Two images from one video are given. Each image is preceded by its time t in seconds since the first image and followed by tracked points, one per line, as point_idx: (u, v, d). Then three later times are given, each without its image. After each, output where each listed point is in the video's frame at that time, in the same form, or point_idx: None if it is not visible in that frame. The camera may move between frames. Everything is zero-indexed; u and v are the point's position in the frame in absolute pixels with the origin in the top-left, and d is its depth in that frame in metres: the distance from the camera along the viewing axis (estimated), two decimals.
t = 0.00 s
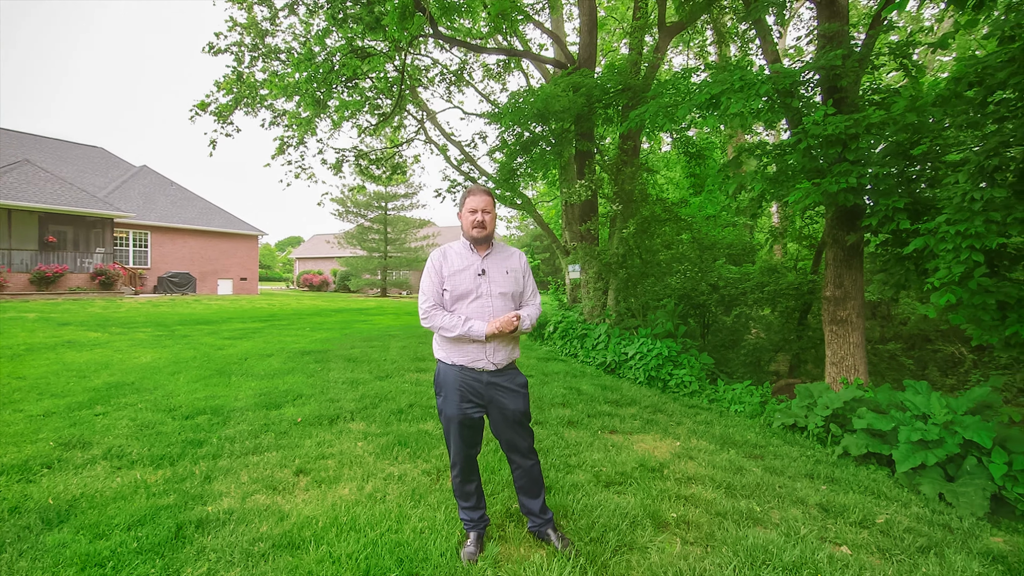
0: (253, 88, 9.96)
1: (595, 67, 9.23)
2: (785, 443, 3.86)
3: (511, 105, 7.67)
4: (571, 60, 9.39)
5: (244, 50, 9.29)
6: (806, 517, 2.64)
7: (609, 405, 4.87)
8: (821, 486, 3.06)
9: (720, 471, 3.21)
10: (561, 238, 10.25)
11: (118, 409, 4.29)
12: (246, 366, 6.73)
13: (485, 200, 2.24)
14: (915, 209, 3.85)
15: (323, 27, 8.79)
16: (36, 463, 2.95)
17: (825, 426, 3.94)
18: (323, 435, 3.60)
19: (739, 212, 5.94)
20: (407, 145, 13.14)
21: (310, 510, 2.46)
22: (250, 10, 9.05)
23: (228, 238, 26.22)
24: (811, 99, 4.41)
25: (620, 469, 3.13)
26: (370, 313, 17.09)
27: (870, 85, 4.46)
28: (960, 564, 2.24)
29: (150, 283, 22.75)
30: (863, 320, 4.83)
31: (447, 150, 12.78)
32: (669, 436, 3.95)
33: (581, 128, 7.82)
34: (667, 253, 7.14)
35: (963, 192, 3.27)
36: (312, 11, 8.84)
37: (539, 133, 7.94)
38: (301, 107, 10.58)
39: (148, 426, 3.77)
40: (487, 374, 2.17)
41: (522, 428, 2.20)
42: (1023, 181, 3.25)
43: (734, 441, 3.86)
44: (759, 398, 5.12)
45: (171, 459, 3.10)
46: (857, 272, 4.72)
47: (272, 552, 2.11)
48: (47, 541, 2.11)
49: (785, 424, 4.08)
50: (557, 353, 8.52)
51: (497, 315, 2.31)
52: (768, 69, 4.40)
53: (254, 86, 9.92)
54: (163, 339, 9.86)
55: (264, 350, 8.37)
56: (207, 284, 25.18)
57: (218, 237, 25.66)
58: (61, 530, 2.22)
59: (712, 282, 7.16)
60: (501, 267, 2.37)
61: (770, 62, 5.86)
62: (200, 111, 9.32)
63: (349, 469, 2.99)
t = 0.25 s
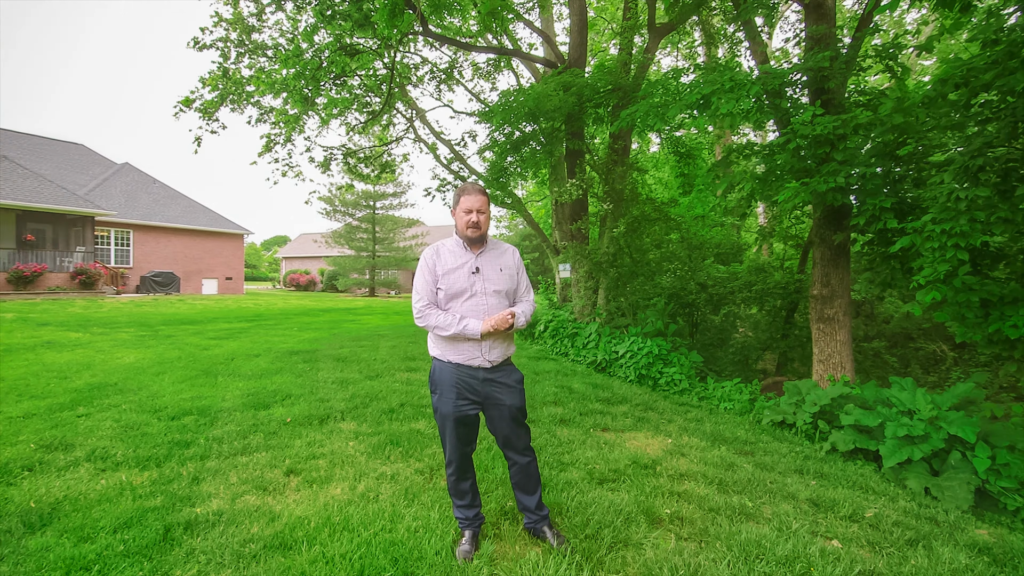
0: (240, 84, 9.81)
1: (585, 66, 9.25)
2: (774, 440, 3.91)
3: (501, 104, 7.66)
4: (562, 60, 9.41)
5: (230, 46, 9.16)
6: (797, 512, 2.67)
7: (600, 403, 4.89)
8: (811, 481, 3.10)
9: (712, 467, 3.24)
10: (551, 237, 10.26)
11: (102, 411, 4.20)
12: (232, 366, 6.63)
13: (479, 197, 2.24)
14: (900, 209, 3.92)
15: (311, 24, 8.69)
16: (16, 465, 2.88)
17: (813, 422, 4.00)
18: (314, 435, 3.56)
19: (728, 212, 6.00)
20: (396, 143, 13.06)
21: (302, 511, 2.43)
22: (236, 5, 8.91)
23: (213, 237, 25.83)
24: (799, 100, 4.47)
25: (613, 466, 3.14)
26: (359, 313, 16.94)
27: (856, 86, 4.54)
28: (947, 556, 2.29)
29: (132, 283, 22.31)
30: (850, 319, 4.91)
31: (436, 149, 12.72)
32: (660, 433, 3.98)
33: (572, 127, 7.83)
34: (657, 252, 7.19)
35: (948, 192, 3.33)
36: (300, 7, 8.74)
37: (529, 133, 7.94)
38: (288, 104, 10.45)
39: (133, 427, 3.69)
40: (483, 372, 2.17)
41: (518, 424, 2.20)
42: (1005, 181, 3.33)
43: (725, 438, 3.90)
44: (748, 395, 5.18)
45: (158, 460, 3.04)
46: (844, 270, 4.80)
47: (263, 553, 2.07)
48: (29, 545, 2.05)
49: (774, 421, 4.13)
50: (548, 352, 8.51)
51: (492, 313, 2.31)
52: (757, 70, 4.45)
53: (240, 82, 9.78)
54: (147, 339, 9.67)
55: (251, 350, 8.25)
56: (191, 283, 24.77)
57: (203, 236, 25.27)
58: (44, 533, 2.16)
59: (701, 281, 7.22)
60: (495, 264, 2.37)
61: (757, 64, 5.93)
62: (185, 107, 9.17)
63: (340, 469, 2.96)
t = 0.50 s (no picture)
0: (224, 80, 9.65)
1: (575, 65, 9.27)
2: (764, 436, 3.96)
3: (491, 103, 7.64)
4: (551, 59, 9.41)
5: (214, 41, 8.99)
6: (787, 506, 2.71)
7: (591, 401, 4.91)
8: (800, 476, 3.15)
9: (703, 463, 3.27)
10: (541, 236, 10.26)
11: (83, 412, 4.10)
12: (217, 366, 6.51)
13: (474, 193, 2.24)
14: (885, 208, 4.00)
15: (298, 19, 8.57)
16: None
17: (801, 418, 4.06)
18: (303, 435, 3.51)
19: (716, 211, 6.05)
20: (384, 141, 12.95)
21: (293, 511, 2.40)
22: None
23: (197, 236, 25.39)
24: (786, 101, 4.54)
25: (606, 463, 3.15)
26: (346, 312, 16.78)
27: (842, 88, 4.61)
28: (935, 547, 2.34)
29: (111, 283, 21.82)
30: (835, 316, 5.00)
31: (425, 147, 12.65)
32: (651, 430, 4.01)
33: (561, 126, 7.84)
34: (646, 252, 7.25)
35: (932, 191, 3.41)
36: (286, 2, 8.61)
37: (518, 132, 7.93)
38: (274, 101, 10.29)
39: (116, 429, 3.61)
40: (480, 368, 2.18)
41: (515, 421, 2.20)
42: (987, 182, 3.41)
43: (715, 435, 3.94)
44: (736, 392, 5.25)
45: (143, 462, 2.97)
46: (830, 269, 4.88)
47: (254, 554, 2.04)
48: (9, 551, 1.99)
49: (764, 418, 4.18)
50: (538, 351, 8.47)
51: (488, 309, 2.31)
52: (746, 71, 4.49)
53: (224, 78, 9.62)
54: (128, 339, 9.46)
55: (237, 350, 8.12)
56: (174, 283, 24.30)
57: (185, 235, 24.82)
58: (24, 538, 2.10)
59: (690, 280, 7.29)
60: (491, 260, 2.38)
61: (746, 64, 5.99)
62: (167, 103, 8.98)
63: (331, 469, 2.92)
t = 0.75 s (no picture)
0: (208, 75, 9.49)
1: (564, 65, 9.29)
2: (752, 432, 4.01)
3: (481, 101, 7.62)
4: (541, 58, 9.42)
5: (197, 35, 8.83)
6: (778, 500, 2.75)
7: (582, 399, 4.93)
8: (789, 471, 3.20)
9: (694, 459, 3.30)
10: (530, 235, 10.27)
11: (62, 414, 3.99)
12: (201, 367, 6.39)
13: (469, 184, 2.26)
14: (870, 208, 4.08)
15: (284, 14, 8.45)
16: None
17: (788, 415, 4.13)
18: (292, 435, 3.46)
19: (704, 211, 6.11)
20: (372, 139, 12.82)
21: (284, 511, 2.36)
22: None
23: (179, 235, 24.90)
24: (772, 102, 4.61)
25: (598, 460, 3.17)
26: (332, 312, 16.60)
27: (827, 90, 4.69)
28: (921, 539, 2.40)
29: (90, 282, 21.28)
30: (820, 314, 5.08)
31: (413, 146, 12.57)
32: (642, 427, 4.03)
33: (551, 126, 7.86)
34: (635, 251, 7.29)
35: (916, 191, 3.48)
36: None
37: (506, 131, 7.92)
38: (259, 97, 10.13)
39: (97, 430, 3.52)
40: (476, 362, 2.17)
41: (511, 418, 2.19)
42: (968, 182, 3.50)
43: (705, 431, 3.98)
44: (724, 389, 5.31)
45: (126, 464, 2.90)
46: (815, 268, 4.96)
47: (245, 555, 2.01)
48: None
49: (752, 414, 4.24)
50: (527, 349, 8.35)
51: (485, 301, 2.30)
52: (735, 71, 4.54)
53: (208, 73, 9.45)
54: (108, 340, 9.24)
55: (221, 350, 7.97)
56: (155, 283, 23.79)
57: (167, 234, 24.32)
58: (4, 541, 2.04)
59: (679, 279, 7.35)
60: (489, 253, 2.38)
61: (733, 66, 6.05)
62: (149, 98, 8.79)
63: (322, 468, 2.89)
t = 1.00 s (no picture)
0: (191, 71, 9.31)
1: (553, 65, 9.30)
2: (741, 429, 4.07)
3: (470, 100, 7.59)
4: (530, 58, 9.42)
5: (180, 31, 8.66)
6: (768, 496, 2.79)
7: (573, 398, 4.94)
8: (778, 467, 3.25)
9: (686, 456, 3.33)
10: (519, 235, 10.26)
11: (41, 417, 3.88)
12: (186, 368, 6.26)
13: (469, 182, 2.29)
14: (856, 208, 4.16)
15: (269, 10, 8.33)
16: None
17: (776, 412, 4.19)
18: (281, 436, 3.42)
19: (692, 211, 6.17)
20: (360, 137, 12.70)
21: (276, 514, 2.33)
22: None
23: (161, 234, 24.41)
24: (759, 104, 4.67)
25: (591, 458, 3.18)
26: (318, 312, 16.41)
27: (813, 92, 4.77)
28: (908, 531, 2.45)
29: (68, 282, 20.76)
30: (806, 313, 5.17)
31: (401, 145, 12.49)
32: (633, 426, 4.06)
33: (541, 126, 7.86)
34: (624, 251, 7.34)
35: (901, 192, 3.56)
36: None
37: (495, 130, 7.90)
38: (244, 94, 9.97)
39: (78, 434, 3.43)
40: (475, 359, 2.18)
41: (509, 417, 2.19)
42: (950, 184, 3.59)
43: (695, 429, 4.02)
44: (713, 387, 5.37)
45: (110, 467, 2.84)
46: (801, 267, 5.05)
47: (237, 559, 1.98)
48: None
49: (741, 412, 4.29)
50: (516, 349, 8.32)
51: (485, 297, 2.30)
52: (723, 73, 4.59)
53: (192, 69, 9.27)
54: (87, 341, 9.01)
55: (205, 351, 7.83)
56: (136, 283, 23.28)
57: (148, 233, 23.83)
58: None
59: (668, 278, 7.41)
60: (491, 251, 2.38)
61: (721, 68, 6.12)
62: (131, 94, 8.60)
63: (313, 470, 2.85)
